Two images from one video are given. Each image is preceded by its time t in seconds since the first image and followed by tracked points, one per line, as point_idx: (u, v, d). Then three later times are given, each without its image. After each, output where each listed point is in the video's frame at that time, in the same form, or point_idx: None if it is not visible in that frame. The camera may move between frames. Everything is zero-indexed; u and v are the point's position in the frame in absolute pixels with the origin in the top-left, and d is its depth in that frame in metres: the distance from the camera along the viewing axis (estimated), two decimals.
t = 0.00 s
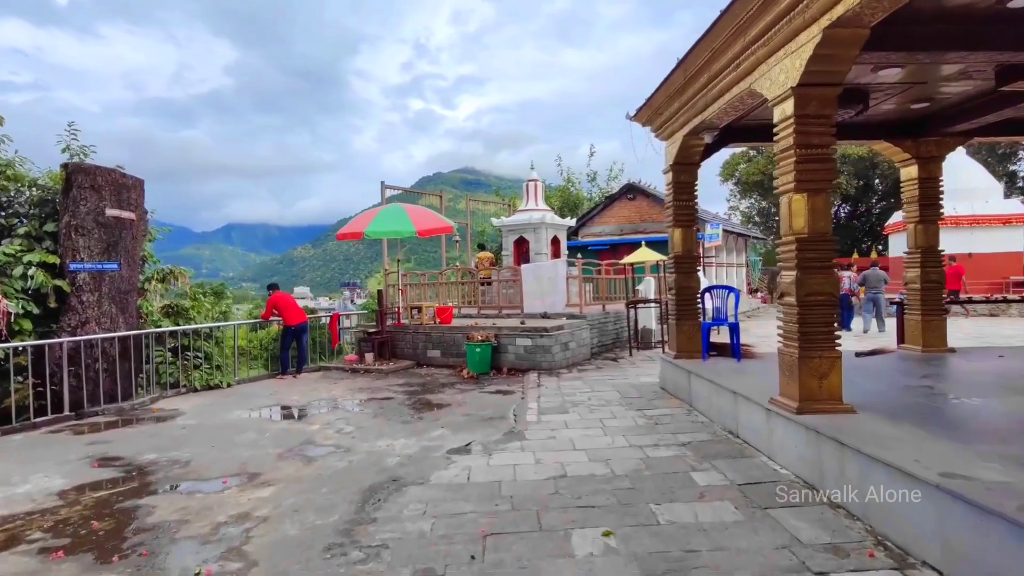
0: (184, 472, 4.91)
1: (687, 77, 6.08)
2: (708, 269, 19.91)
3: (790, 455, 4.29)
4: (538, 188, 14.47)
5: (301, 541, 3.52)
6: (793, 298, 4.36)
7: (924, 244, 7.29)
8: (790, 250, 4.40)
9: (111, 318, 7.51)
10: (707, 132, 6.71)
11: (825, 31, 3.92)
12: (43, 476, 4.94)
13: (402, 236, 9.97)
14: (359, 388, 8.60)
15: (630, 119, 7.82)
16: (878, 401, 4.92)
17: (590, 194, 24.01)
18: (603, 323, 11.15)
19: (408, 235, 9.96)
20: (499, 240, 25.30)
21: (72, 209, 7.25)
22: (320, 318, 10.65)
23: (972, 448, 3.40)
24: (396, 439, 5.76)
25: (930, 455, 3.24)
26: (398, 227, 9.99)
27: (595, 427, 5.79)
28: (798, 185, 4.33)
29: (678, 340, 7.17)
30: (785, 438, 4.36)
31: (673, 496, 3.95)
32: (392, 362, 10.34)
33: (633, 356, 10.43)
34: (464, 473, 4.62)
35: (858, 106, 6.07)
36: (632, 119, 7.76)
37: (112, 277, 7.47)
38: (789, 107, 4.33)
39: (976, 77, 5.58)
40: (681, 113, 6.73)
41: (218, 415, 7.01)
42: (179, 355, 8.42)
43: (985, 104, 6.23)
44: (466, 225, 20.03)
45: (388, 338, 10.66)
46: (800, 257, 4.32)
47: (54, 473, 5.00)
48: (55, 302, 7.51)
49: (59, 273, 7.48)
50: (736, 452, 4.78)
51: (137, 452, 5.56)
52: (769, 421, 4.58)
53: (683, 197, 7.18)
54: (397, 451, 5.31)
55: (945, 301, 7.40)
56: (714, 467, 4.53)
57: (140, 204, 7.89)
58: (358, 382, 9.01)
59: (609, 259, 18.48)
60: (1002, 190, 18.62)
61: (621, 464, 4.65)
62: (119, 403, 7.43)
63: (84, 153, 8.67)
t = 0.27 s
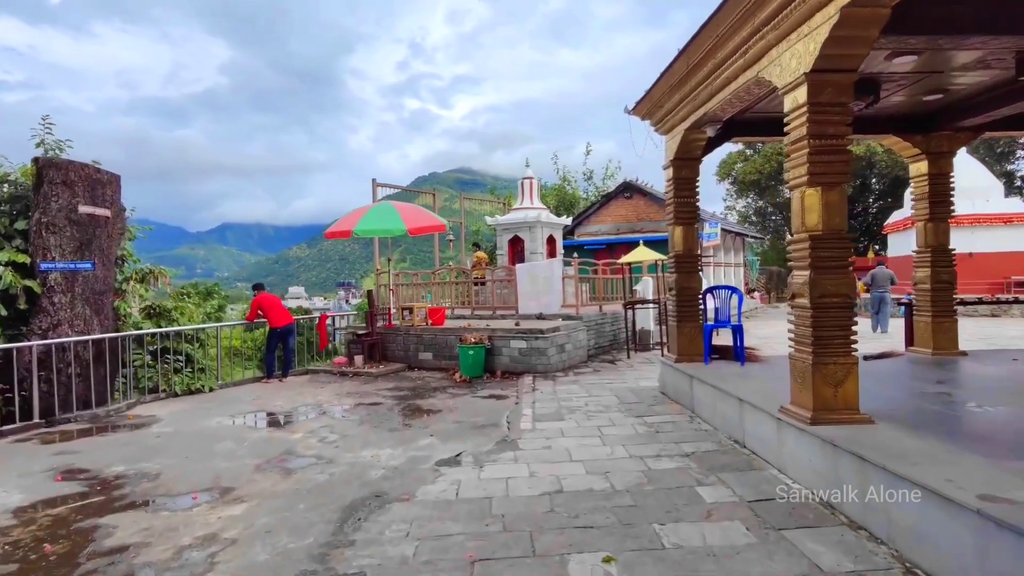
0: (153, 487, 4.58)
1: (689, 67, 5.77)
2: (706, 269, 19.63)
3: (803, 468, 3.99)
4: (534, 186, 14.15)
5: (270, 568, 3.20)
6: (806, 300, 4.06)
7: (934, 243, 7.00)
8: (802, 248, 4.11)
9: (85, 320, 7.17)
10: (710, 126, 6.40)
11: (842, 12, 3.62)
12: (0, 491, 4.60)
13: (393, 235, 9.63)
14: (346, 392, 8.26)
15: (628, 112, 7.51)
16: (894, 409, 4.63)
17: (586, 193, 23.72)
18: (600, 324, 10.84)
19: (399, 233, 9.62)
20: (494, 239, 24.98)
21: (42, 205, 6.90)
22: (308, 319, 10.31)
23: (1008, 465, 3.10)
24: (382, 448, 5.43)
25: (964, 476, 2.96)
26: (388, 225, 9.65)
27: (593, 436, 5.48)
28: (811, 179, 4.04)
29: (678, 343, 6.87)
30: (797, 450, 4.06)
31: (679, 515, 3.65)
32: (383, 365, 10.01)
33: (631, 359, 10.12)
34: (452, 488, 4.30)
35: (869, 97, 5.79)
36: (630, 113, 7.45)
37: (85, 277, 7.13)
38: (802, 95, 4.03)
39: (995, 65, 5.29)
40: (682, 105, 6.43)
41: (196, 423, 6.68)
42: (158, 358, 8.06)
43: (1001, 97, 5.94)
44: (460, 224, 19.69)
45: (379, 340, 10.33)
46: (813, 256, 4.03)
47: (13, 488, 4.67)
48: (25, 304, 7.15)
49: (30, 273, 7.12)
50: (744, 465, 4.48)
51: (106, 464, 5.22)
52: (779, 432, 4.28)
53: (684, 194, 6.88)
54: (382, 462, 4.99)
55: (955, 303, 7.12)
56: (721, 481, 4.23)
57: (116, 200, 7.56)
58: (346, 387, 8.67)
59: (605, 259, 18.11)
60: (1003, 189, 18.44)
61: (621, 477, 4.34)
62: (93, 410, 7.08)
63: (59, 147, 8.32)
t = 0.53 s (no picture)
0: (125, 499, 4.30)
1: (693, 55, 5.51)
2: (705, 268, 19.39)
3: (817, 480, 3.74)
4: (531, 184, 13.89)
5: None
6: (820, 300, 3.80)
7: (945, 241, 6.76)
8: (816, 245, 3.85)
9: (63, 321, 6.89)
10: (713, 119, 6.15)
11: None
12: None
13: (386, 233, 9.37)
14: (337, 396, 7.99)
15: (628, 105, 7.25)
16: (911, 416, 4.38)
17: (584, 191, 23.45)
18: (599, 325, 10.58)
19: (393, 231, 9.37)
20: (491, 239, 24.70)
21: (18, 201, 6.61)
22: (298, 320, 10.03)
23: None
24: (371, 456, 5.16)
25: (996, 492, 2.73)
26: (381, 223, 9.39)
27: (592, 443, 5.22)
28: (826, 171, 3.78)
29: (680, 345, 6.61)
30: (810, 460, 3.80)
31: (686, 532, 3.39)
32: (376, 367, 9.73)
33: (631, 360, 9.86)
34: (443, 501, 4.04)
35: (881, 88, 5.54)
36: (630, 106, 7.19)
37: (63, 276, 6.85)
38: (816, 81, 3.78)
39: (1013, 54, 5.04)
40: (685, 97, 6.17)
41: (178, 429, 6.40)
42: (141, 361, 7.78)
43: (1017, 87, 5.70)
44: (456, 223, 19.42)
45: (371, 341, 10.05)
46: (828, 253, 3.77)
47: None
48: None
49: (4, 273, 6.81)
50: (752, 475, 4.22)
51: (78, 473, 4.94)
52: (791, 441, 4.02)
53: (687, 190, 6.61)
54: (370, 472, 4.73)
55: (967, 303, 6.88)
56: (728, 492, 3.97)
57: (96, 197, 7.29)
58: (337, 390, 8.39)
59: (605, 256, 17.68)
60: (1005, 187, 18.24)
61: (622, 489, 4.07)
62: (72, 415, 6.80)
63: (39, 142, 8.02)
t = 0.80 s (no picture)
0: (89, 519, 4.01)
1: (697, 46, 5.24)
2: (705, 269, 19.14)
3: (833, 498, 3.47)
4: (528, 183, 13.60)
5: None
6: (837, 306, 3.53)
7: (957, 242, 6.51)
8: (832, 246, 3.57)
9: (36, 325, 6.59)
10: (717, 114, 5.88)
11: None
12: None
13: (379, 232, 9.06)
14: (325, 402, 7.69)
15: (627, 100, 6.97)
16: (932, 428, 4.10)
17: (581, 191, 23.17)
18: (597, 328, 10.27)
19: (385, 231, 9.07)
20: (487, 239, 24.41)
21: None
22: (287, 322, 9.73)
23: None
24: (356, 469, 4.88)
25: None
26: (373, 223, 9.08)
27: (591, 454, 4.93)
28: (844, 166, 3.51)
29: (682, 349, 6.33)
30: (826, 477, 3.52)
31: (693, 559, 3.11)
32: (367, 371, 9.43)
33: (630, 364, 9.57)
34: (430, 521, 3.75)
35: (895, 80, 5.27)
36: (629, 101, 6.91)
37: (37, 278, 6.55)
38: (834, 69, 3.50)
39: None
40: (688, 90, 5.89)
41: (156, 438, 6.10)
42: (120, 366, 7.47)
43: None
44: (452, 223, 19.12)
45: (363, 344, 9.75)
46: (846, 255, 3.49)
47: None
48: None
49: None
50: (763, 493, 3.94)
51: (44, 489, 4.65)
52: (805, 456, 3.75)
53: (689, 188, 6.34)
54: (354, 487, 4.44)
55: (980, 306, 6.62)
56: (737, 511, 3.70)
57: (72, 195, 7.00)
58: (325, 395, 8.09)
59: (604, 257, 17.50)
60: (1008, 187, 18.01)
61: (623, 508, 3.79)
62: (45, 423, 6.49)
63: (14, 137, 7.70)
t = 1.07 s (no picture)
0: (44, 539, 3.71)
1: (699, 33, 4.96)
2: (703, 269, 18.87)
3: (850, 517, 3.20)
4: (523, 181, 13.33)
5: None
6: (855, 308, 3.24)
7: (970, 240, 6.23)
8: (849, 243, 3.29)
9: (4, 326, 6.28)
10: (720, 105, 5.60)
11: None
12: None
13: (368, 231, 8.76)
14: (311, 407, 7.38)
15: (625, 92, 6.69)
16: (954, 439, 3.81)
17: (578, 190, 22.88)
18: (594, 329, 10.04)
19: (375, 229, 8.77)
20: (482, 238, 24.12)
21: None
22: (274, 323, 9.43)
23: None
24: (337, 482, 4.58)
25: None
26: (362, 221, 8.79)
27: (587, 465, 4.64)
28: (862, 156, 3.23)
29: (683, 352, 6.04)
30: (843, 494, 3.24)
31: None
32: (356, 375, 9.12)
33: (628, 366, 9.28)
34: (413, 542, 3.46)
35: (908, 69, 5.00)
36: (627, 93, 6.63)
37: (5, 278, 6.24)
38: (852, 50, 3.22)
39: None
40: (689, 80, 5.61)
41: (130, 447, 5.80)
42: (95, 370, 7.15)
43: None
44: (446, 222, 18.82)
45: (352, 346, 9.44)
46: (865, 252, 3.21)
47: None
48: None
49: None
50: (773, 509, 3.66)
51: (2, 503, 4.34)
52: (820, 470, 3.46)
53: (690, 183, 6.06)
54: (334, 502, 4.15)
55: (993, 307, 6.35)
56: (746, 530, 3.42)
57: (44, 190, 6.67)
58: (312, 400, 7.79)
59: (600, 257, 17.23)
60: (1009, 186, 17.77)
61: (623, 527, 3.50)
62: (14, 430, 6.19)
63: None
